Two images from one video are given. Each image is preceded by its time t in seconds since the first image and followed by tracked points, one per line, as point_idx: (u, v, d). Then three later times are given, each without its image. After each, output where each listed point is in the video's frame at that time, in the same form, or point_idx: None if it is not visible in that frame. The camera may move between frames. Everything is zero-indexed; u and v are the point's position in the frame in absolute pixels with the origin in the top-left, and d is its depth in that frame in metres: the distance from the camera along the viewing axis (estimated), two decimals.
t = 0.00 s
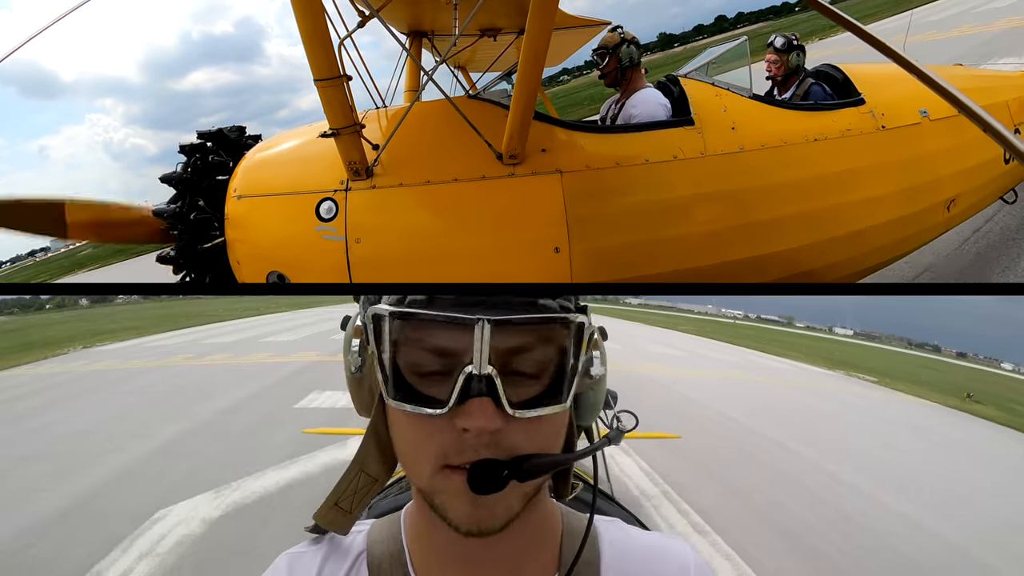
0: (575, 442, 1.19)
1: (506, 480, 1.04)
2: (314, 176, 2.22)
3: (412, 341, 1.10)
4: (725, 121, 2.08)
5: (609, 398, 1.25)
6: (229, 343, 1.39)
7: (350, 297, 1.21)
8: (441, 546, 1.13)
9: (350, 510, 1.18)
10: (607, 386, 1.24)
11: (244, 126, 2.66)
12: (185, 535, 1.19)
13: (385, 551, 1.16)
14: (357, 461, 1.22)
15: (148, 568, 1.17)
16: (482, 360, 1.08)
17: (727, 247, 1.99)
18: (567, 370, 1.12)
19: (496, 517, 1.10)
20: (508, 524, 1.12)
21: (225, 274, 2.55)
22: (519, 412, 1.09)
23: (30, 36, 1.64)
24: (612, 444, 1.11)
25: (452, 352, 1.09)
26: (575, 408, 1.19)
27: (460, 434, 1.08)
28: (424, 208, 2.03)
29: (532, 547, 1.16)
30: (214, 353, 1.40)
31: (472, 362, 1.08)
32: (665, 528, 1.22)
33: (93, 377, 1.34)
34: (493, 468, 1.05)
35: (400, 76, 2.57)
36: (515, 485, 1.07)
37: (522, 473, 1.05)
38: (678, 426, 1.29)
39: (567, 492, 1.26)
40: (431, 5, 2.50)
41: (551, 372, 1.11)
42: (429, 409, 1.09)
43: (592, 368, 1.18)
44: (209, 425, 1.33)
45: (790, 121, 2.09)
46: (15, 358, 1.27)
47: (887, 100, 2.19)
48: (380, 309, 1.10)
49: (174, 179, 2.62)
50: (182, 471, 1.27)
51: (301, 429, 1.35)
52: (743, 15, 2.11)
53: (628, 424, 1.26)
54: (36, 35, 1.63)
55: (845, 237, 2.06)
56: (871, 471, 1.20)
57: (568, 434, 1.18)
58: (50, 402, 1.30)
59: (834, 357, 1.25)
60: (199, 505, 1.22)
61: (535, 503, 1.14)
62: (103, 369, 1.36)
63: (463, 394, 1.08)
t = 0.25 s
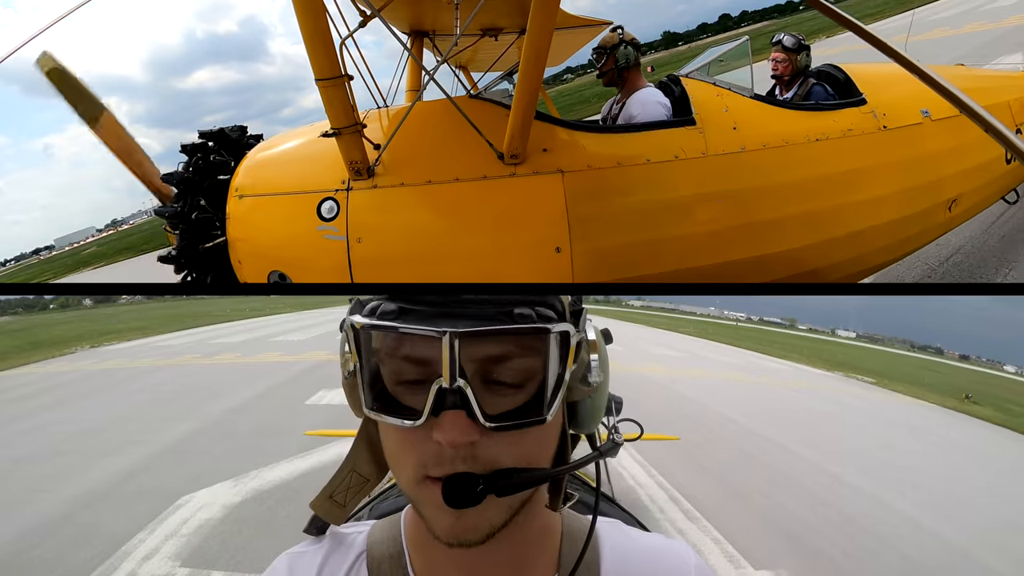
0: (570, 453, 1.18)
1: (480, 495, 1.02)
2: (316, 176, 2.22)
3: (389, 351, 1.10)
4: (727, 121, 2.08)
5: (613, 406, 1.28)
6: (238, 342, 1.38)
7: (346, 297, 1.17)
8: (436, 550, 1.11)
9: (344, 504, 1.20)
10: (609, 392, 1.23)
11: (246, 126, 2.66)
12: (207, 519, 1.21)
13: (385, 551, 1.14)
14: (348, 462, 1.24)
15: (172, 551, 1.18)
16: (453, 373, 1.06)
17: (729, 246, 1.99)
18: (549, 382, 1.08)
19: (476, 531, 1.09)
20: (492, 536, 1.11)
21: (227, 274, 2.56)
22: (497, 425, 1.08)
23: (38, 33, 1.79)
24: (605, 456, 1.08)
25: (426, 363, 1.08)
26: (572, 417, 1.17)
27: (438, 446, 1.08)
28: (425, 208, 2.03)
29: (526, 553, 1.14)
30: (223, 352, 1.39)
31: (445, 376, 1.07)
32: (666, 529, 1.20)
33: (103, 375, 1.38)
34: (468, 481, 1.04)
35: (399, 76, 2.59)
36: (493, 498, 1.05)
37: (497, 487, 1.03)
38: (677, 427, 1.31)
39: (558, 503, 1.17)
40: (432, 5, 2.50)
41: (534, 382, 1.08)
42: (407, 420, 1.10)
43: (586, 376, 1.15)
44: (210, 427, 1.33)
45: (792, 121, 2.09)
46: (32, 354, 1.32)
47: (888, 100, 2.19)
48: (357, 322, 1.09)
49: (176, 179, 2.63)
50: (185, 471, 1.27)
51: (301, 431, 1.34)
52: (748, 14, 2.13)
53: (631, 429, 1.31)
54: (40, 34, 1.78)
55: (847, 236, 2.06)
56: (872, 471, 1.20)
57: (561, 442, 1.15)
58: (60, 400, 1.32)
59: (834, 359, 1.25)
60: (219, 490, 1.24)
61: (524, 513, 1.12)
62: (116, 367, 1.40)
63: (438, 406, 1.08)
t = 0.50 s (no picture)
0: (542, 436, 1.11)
1: (436, 450, 1.03)
2: (317, 175, 2.22)
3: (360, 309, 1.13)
4: (727, 120, 2.08)
5: (601, 402, 1.18)
6: (246, 339, 1.34)
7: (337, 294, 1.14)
8: (427, 550, 1.13)
9: (325, 502, 1.21)
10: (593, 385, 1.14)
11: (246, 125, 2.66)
12: (225, 504, 1.23)
13: (379, 554, 1.16)
14: (328, 456, 1.22)
15: (194, 532, 1.22)
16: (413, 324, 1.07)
17: (730, 245, 2.00)
18: (510, 343, 1.05)
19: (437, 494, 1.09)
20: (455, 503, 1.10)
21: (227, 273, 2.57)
22: (455, 382, 1.06)
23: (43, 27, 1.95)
24: (589, 432, 1.14)
25: (390, 317, 1.09)
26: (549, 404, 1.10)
27: (397, 403, 1.08)
28: (426, 207, 2.03)
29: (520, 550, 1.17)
30: (230, 348, 1.35)
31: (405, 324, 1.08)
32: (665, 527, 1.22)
33: (100, 373, 1.32)
34: (424, 436, 1.04)
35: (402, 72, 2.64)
36: (451, 458, 1.05)
37: (453, 446, 1.03)
38: (678, 425, 1.29)
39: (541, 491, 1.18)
40: (433, 4, 2.49)
41: (493, 344, 1.05)
42: (368, 374, 1.10)
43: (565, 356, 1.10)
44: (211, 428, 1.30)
45: (793, 120, 2.09)
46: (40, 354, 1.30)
47: (889, 99, 2.18)
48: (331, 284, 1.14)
49: (177, 177, 2.63)
50: (185, 472, 1.26)
51: (301, 429, 1.27)
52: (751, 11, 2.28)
53: (620, 426, 1.30)
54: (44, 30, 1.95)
55: (848, 236, 2.07)
56: (875, 471, 1.20)
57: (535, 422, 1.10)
58: (68, 398, 1.29)
59: (834, 356, 1.24)
60: (235, 478, 1.25)
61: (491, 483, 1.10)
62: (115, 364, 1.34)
63: (397, 359, 1.07)
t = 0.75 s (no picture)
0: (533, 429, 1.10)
1: (418, 431, 1.00)
2: (317, 175, 2.22)
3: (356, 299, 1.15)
4: (728, 120, 2.08)
5: (599, 401, 1.15)
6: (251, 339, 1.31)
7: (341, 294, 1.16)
8: (429, 548, 1.13)
9: (329, 494, 1.21)
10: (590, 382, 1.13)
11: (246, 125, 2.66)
12: (243, 493, 1.22)
13: (381, 555, 1.14)
14: (330, 448, 1.22)
15: (216, 517, 1.21)
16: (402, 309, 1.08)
17: (731, 245, 2.00)
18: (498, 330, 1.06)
19: (418, 481, 1.04)
20: (436, 493, 1.05)
21: (227, 273, 2.57)
22: (442, 365, 1.05)
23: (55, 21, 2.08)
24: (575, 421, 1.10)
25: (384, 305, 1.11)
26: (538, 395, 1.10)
27: (386, 386, 1.08)
28: (426, 206, 2.03)
29: (519, 551, 1.17)
30: (237, 348, 1.32)
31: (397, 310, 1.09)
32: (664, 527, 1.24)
33: (101, 373, 1.28)
34: (407, 415, 1.02)
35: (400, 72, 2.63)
36: (434, 440, 1.02)
37: (435, 428, 1.00)
38: (678, 426, 1.29)
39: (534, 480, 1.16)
40: (433, 4, 2.49)
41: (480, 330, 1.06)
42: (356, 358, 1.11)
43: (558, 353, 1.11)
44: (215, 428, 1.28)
45: (793, 120, 2.09)
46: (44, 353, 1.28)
47: (890, 99, 2.18)
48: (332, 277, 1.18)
49: (178, 177, 2.62)
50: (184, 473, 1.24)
51: (300, 430, 1.27)
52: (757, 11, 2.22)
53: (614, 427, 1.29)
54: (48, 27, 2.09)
55: (850, 235, 2.07)
56: (878, 471, 1.20)
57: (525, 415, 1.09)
58: (80, 395, 1.27)
59: (837, 357, 1.25)
60: (252, 468, 1.24)
61: (476, 472, 1.06)
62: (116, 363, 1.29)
63: (385, 341, 1.08)
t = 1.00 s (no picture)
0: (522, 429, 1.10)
1: (399, 434, 1.00)
2: (317, 174, 2.22)
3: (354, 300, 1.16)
4: (728, 120, 2.08)
5: (597, 405, 1.14)
6: (258, 338, 1.23)
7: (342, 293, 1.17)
8: (429, 548, 1.14)
9: (339, 485, 1.22)
10: (591, 382, 1.14)
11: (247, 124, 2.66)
12: (259, 483, 1.23)
13: (381, 554, 1.16)
14: (337, 441, 1.21)
15: (233, 505, 1.21)
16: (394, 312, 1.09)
17: (731, 245, 2.00)
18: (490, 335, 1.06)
19: (401, 482, 1.04)
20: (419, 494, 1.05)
21: (228, 272, 2.57)
22: (428, 368, 1.05)
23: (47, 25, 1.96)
24: (568, 428, 1.10)
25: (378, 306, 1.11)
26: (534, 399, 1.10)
27: (374, 387, 1.08)
28: (426, 206, 2.03)
29: (515, 549, 1.17)
30: (247, 345, 1.25)
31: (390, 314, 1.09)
32: (664, 526, 1.24)
33: (107, 371, 1.26)
34: (391, 418, 1.02)
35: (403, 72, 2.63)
36: (416, 443, 1.02)
37: (416, 431, 1.00)
38: (678, 425, 1.28)
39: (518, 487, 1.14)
40: (434, 3, 2.49)
41: (471, 336, 1.05)
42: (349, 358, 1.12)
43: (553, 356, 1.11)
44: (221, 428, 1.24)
45: (794, 120, 2.09)
46: (51, 351, 1.28)
47: (891, 99, 2.18)
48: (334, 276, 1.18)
49: (178, 177, 2.62)
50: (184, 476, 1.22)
51: (301, 429, 1.24)
52: (761, 9, 2.28)
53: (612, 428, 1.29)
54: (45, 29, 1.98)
55: (851, 235, 2.07)
56: (878, 470, 1.20)
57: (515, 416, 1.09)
58: (85, 393, 1.26)
59: (840, 357, 1.23)
60: (265, 458, 1.24)
61: (461, 473, 1.06)
62: (120, 362, 1.27)
63: (375, 343, 1.09)
